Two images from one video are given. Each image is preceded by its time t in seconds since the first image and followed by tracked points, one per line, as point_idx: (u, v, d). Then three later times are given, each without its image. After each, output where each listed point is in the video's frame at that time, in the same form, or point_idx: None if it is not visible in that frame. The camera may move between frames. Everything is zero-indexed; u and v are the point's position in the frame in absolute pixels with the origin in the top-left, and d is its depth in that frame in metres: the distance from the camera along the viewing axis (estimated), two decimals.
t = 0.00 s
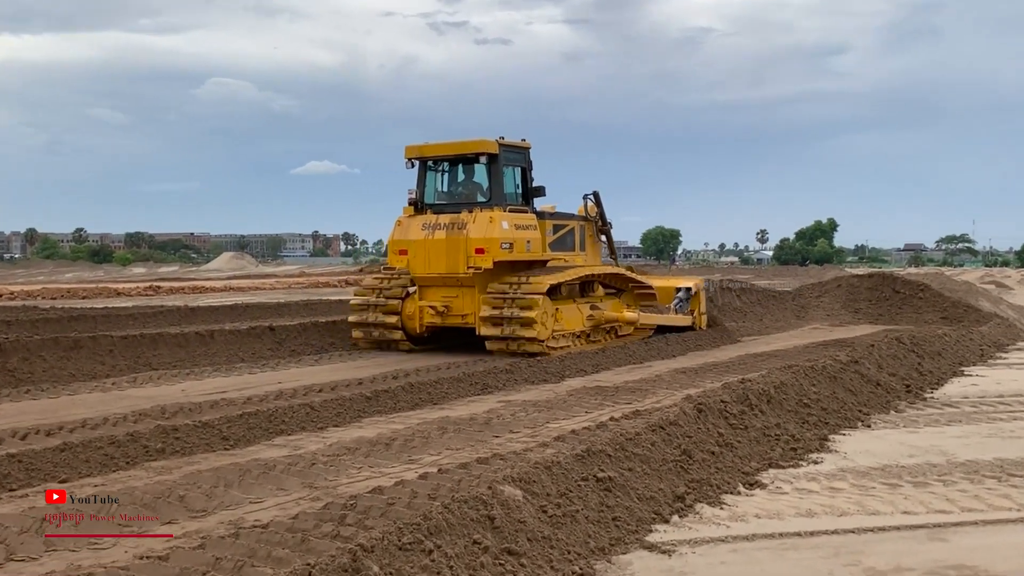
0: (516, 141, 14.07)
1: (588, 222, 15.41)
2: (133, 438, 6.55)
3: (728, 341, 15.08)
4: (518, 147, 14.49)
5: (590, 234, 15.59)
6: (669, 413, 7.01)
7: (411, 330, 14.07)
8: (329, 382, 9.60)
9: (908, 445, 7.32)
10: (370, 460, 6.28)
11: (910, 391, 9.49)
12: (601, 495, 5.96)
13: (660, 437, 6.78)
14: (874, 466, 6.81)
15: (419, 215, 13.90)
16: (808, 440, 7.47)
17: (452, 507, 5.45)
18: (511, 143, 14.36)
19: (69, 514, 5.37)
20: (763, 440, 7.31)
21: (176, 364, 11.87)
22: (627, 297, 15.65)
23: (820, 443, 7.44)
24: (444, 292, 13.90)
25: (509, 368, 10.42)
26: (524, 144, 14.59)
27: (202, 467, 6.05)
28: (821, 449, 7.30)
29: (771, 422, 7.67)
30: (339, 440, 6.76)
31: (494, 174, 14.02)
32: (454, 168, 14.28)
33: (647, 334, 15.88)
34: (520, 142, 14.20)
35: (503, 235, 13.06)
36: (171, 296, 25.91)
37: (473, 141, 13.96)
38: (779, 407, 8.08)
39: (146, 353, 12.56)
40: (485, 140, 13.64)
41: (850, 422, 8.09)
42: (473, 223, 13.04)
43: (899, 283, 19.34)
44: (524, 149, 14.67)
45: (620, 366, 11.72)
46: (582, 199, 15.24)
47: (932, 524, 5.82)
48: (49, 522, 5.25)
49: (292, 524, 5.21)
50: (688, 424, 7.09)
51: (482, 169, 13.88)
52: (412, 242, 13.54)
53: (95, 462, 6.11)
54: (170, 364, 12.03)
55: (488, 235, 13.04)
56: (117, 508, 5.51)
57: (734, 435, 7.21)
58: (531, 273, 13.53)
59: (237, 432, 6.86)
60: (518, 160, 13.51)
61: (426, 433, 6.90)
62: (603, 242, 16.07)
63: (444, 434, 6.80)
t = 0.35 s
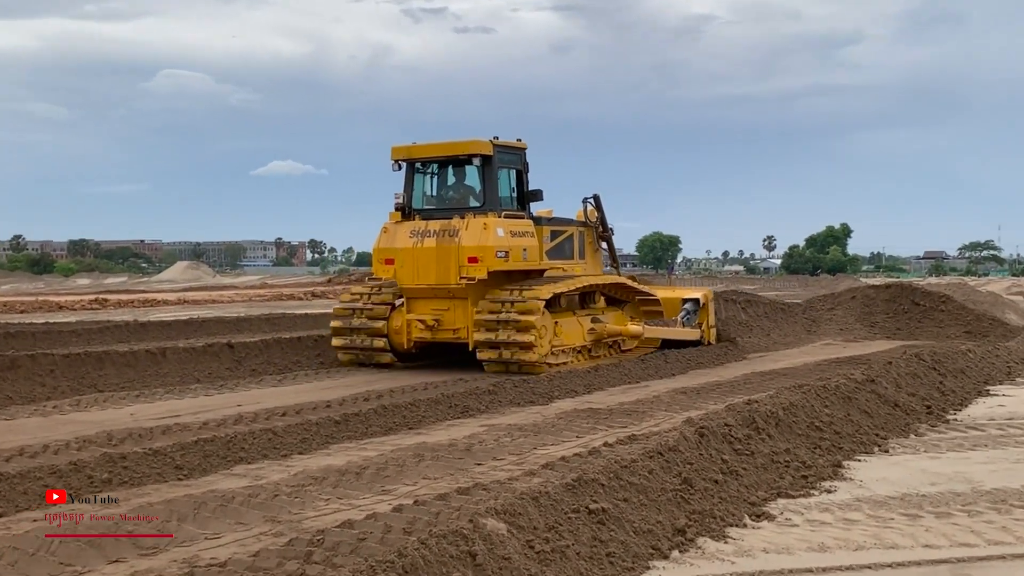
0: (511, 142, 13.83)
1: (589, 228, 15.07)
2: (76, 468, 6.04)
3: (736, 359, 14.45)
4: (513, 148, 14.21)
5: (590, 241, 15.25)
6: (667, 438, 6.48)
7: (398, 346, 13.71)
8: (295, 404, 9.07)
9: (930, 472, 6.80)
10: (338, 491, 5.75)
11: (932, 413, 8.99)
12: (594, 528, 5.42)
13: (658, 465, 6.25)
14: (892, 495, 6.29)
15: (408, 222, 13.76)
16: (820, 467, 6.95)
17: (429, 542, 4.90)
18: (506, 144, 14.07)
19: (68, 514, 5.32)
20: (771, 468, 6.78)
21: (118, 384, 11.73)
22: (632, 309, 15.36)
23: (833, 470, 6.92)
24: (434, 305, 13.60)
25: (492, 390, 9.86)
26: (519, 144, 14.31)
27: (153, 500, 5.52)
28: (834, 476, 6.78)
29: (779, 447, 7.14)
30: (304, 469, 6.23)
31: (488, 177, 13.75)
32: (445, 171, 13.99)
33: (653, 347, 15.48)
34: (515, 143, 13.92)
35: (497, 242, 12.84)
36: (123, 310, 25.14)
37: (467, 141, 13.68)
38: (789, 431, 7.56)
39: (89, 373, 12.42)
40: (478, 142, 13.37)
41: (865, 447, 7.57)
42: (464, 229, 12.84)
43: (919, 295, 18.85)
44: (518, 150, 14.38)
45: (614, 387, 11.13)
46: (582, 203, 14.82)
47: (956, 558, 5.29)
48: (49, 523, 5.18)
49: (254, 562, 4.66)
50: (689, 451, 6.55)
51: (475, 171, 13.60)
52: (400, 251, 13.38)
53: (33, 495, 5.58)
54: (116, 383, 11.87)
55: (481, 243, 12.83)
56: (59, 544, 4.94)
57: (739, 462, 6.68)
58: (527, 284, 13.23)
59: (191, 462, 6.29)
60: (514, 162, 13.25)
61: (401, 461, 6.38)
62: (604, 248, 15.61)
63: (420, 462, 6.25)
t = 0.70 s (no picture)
0: (515, 141, 13.47)
1: (597, 231, 14.74)
2: (23, 499, 5.64)
3: (748, 376, 13.82)
4: (517, 147, 13.81)
5: (598, 246, 14.93)
6: (674, 464, 5.99)
7: (394, 360, 13.34)
8: (266, 427, 8.65)
9: (964, 500, 6.50)
10: (312, 522, 5.29)
11: (964, 434, 9.04)
12: (594, 564, 4.92)
13: (664, 493, 5.76)
14: (922, 526, 5.84)
15: (401, 228, 13.33)
16: (843, 495, 6.49)
17: None
18: (509, 142, 13.67)
19: (69, 514, 5.51)
20: (789, 495, 6.31)
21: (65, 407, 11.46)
22: (642, 319, 15.11)
23: (855, 498, 6.47)
24: (432, 316, 13.19)
25: (483, 408, 9.43)
26: (523, 143, 13.91)
27: (107, 534, 5.04)
28: (858, 506, 6.32)
29: (797, 472, 6.71)
30: (274, 499, 5.81)
31: (491, 177, 13.36)
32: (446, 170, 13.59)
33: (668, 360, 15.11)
34: (519, 142, 13.52)
35: (501, 247, 12.53)
36: (74, 323, 24.36)
37: (468, 140, 13.27)
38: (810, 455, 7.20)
39: (37, 394, 12.33)
40: (481, 141, 12.96)
41: (893, 473, 7.27)
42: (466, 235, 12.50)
43: (950, 305, 18.48)
44: (522, 148, 13.98)
45: (615, 408, 10.59)
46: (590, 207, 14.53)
47: None
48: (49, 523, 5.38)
49: None
50: (698, 477, 6.06)
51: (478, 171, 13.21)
52: (395, 259, 12.94)
53: None
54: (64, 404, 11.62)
55: (483, 250, 12.50)
56: None
57: (754, 490, 6.20)
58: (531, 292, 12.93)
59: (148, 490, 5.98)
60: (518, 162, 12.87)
61: (382, 487, 5.98)
62: (612, 253, 15.25)
63: (403, 492, 5.75)
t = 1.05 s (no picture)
0: (521, 141, 13.34)
1: (606, 234, 14.54)
2: None
3: (756, 388, 13.45)
4: (522, 147, 13.63)
5: (608, 249, 14.71)
6: (678, 484, 6.09)
7: (395, 370, 13.10)
8: (246, 443, 8.59)
9: (986, 519, 6.68)
10: (293, 543, 5.42)
11: (986, 449, 8.95)
12: None
13: (668, 512, 5.86)
14: (940, 547, 6.03)
15: (403, 231, 13.06)
16: (857, 514, 6.63)
17: None
18: (515, 142, 13.50)
19: (69, 514, 6.11)
20: (800, 514, 6.44)
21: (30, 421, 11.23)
22: (654, 326, 15.00)
23: (871, 517, 6.61)
24: (435, 324, 12.94)
25: (476, 420, 9.23)
26: (529, 143, 13.74)
27: (75, 558, 5.14)
28: (873, 525, 6.46)
29: (809, 492, 6.83)
30: (252, 520, 5.96)
31: (496, 178, 13.18)
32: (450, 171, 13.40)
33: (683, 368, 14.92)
34: (525, 141, 13.35)
35: (508, 252, 12.32)
36: (37, 332, 23.79)
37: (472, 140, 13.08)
38: (822, 474, 7.25)
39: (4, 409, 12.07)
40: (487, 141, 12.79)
41: (912, 491, 7.38)
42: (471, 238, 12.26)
43: (971, 313, 18.25)
44: (528, 148, 13.80)
45: (615, 422, 10.33)
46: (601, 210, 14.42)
47: None
48: (50, 522, 5.95)
49: None
50: (705, 496, 6.23)
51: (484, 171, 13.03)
52: (397, 264, 12.67)
53: None
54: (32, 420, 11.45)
55: (490, 255, 12.27)
56: None
57: (764, 509, 6.34)
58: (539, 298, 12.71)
59: (124, 513, 6.21)
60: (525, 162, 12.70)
61: (367, 506, 6.13)
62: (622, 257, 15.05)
63: (392, 513, 5.85)
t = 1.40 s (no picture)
0: (527, 141, 13.25)
1: (612, 236, 14.41)
2: None
3: (758, 395, 13.29)
4: (528, 147, 13.52)
5: (613, 251, 14.56)
6: (674, 492, 5.98)
7: (400, 375, 12.97)
8: (232, 450, 8.49)
9: (994, 531, 6.53)
10: (278, 554, 5.36)
11: (994, 459, 8.79)
12: None
13: (666, 523, 5.74)
14: (947, 559, 5.90)
15: (406, 232, 12.90)
16: (862, 525, 6.47)
17: None
18: (521, 142, 13.39)
19: (69, 514, 6.23)
20: (802, 525, 6.30)
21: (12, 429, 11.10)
22: (659, 329, 14.86)
23: (875, 528, 6.46)
24: (440, 327, 12.81)
25: (468, 428, 9.11)
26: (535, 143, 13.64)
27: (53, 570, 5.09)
28: (879, 536, 6.31)
29: (811, 502, 6.69)
30: (236, 530, 5.87)
31: (502, 179, 13.08)
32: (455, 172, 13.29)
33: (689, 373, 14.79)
34: (531, 142, 13.25)
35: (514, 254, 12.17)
36: (15, 336, 23.52)
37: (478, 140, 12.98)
38: (825, 483, 7.10)
39: None
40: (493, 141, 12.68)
41: (917, 501, 7.22)
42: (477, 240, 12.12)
43: (979, 317, 18.07)
44: (534, 149, 13.69)
45: (613, 429, 10.18)
46: (607, 211, 14.28)
47: None
48: (50, 523, 6.05)
49: None
50: (704, 506, 6.09)
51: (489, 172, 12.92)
52: (401, 265, 12.52)
53: None
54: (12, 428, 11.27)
55: (496, 257, 12.11)
56: None
57: (765, 520, 6.21)
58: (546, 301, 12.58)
59: (117, 516, 6.26)
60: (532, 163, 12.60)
61: (356, 517, 6.01)
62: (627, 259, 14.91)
63: (381, 523, 5.74)
